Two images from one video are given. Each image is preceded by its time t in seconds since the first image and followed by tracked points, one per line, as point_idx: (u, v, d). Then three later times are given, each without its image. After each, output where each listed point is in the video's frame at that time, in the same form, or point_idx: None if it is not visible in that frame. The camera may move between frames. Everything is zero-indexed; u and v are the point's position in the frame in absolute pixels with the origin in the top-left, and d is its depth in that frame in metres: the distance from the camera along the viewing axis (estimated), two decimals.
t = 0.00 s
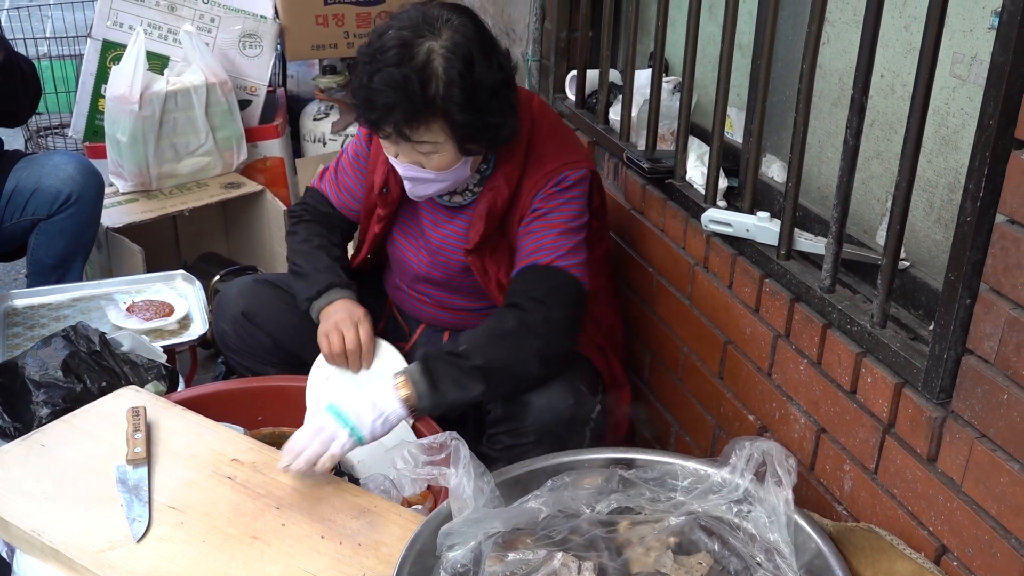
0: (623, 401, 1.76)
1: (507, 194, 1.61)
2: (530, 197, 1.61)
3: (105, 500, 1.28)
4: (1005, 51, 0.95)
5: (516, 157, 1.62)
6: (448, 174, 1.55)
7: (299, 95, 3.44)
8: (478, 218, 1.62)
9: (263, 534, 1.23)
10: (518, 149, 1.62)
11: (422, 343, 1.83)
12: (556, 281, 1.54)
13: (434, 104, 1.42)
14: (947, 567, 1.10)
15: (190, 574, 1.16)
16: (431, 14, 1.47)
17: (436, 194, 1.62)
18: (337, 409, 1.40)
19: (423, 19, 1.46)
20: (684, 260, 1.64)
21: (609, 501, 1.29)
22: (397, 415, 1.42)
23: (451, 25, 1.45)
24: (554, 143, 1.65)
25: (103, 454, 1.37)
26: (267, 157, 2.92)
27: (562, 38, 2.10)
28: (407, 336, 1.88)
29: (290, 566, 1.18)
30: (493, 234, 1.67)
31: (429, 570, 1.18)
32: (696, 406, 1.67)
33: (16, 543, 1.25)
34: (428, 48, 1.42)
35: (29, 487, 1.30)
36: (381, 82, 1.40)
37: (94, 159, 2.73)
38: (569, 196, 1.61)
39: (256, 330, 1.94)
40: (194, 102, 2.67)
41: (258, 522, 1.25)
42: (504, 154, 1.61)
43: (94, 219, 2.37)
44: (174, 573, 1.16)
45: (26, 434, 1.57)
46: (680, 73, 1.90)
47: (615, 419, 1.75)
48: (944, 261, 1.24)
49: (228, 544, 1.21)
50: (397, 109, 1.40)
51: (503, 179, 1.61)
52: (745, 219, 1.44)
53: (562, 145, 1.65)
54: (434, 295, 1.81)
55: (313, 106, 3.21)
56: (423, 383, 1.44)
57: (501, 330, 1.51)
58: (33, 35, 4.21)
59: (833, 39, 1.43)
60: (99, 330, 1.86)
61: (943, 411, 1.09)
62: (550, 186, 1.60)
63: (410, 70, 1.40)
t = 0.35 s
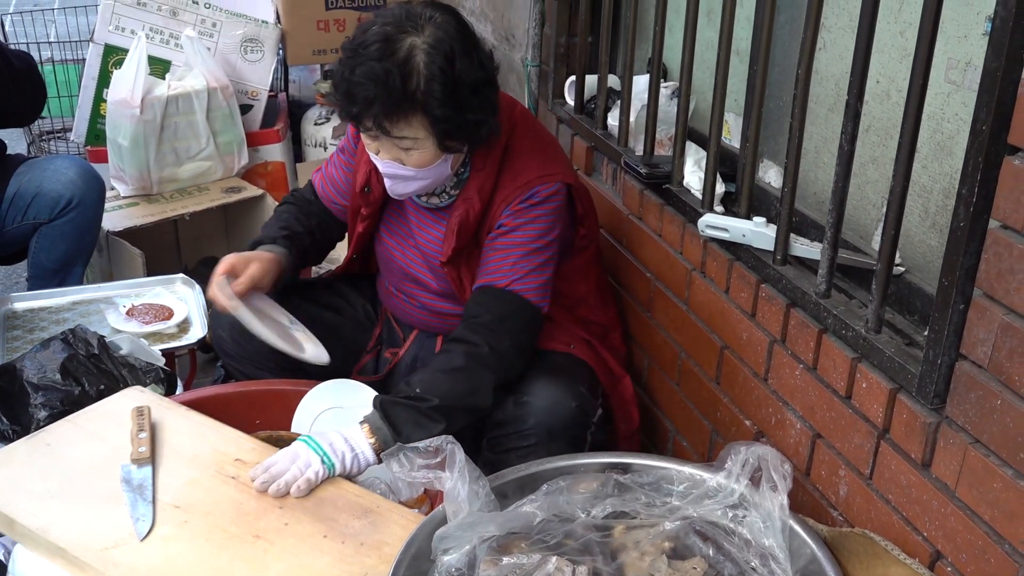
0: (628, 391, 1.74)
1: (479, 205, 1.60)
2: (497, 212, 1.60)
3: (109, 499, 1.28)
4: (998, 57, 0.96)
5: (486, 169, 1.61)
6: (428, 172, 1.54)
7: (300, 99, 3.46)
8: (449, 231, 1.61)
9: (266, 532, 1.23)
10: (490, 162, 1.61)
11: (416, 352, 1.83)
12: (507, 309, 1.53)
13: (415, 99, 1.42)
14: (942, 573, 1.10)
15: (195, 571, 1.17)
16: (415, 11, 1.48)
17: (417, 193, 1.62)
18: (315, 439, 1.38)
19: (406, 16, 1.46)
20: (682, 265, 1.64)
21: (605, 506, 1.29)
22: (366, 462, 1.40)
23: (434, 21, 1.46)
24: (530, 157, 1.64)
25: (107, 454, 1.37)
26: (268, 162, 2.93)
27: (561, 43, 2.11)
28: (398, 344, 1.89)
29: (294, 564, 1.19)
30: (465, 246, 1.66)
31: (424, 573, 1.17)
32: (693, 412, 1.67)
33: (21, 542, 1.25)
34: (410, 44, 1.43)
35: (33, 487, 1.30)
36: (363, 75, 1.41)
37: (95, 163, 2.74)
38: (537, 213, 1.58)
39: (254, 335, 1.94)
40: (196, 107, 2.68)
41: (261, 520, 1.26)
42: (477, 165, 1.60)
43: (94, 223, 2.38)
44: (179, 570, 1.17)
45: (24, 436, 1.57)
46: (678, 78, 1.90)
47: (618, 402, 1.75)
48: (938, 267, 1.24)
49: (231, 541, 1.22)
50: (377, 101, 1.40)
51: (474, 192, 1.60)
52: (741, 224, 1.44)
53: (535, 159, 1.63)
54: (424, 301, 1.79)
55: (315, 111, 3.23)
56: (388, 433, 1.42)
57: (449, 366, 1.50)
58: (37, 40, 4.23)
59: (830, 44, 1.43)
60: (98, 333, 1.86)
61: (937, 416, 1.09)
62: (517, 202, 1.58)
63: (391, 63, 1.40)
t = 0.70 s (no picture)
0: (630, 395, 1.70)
1: (480, 193, 1.59)
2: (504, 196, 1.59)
3: (193, 455, 1.37)
4: (1002, 63, 0.95)
5: (483, 155, 1.60)
6: (421, 167, 1.52)
7: (304, 102, 3.46)
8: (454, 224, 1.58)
9: (338, 489, 1.32)
10: (484, 148, 1.60)
11: (417, 355, 1.82)
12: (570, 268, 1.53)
13: (407, 89, 1.42)
14: None
15: (273, 520, 1.25)
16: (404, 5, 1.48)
17: (411, 191, 1.59)
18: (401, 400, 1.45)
19: (395, 9, 1.46)
20: (684, 270, 1.64)
21: (606, 513, 1.28)
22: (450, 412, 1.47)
23: (423, 14, 1.46)
24: (520, 138, 1.64)
25: (186, 416, 1.45)
26: (271, 165, 2.93)
27: (564, 47, 2.10)
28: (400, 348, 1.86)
29: (364, 516, 1.27)
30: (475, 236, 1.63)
31: None
32: (696, 418, 1.66)
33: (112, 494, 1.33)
34: (401, 36, 1.43)
35: (120, 443, 1.38)
36: (355, 67, 1.40)
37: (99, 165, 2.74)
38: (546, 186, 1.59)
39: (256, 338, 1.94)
40: (199, 109, 2.68)
41: (332, 478, 1.34)
42: (471, 153, 1.59)
43: (97, 226, 2.38)
44: (259, 520, 1.25)
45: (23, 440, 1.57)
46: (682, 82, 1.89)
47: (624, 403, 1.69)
48: (942, 274, 1.23)
49: (305, 497, 1.30)
50: (371, 92, 1.39)
51: (473, 180, 1.59)
52: (745, 230, 1.44)
53: (524, 142, 1.63)
54: (424, 305, 1.80)
55: (318, 114, 3.23)
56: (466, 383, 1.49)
57: (526, 324, 1.51)
58: (41, 41, 4.25)
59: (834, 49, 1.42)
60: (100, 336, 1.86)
61: (941, 424, 1.08)
62: (521, 181, 1.58)
63: (383, 53, 1.40)
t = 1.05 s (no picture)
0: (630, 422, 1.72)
1: (488, 234, 1.59)
2: (517, 234, 1.58)
3: (202, 463, 1.36)
4: None
5: (494, 194, 1.58)
6: (427, 211, 1.51)
7: (310, 106, 3.46)
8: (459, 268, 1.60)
9: (347, 499, 1.30)
10: (496, 186, 1.58)
11: (419, 370, 1.81)
12: (607, 302, 1.51)
13: (417, 134, 1.39)
14: None
15: (282, 531, 1.24)
16: (415, 48, 1.44)
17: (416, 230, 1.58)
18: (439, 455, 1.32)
19: (403, 49, 1.43)
20: (696, 278, 1.62)
21: (619, 524, 1.27)
22: (493, 472, 1.36)
23: (432, 54, 1.43)
24: (532, 172, 1.62)
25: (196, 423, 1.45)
26: (277, 169, 2.92)
27: (573, 52, 2.10)
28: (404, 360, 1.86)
29: (373, 528, 1.25)
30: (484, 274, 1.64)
31: None
32: (707, 426, 1.65)
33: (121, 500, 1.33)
34: (408, 76, 1.40)
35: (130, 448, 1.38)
36: (361, 108, 1.37)
37: (104, 169, 2.73)
38: (562, 221, 1.58)
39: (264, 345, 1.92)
40: (205, 113, 2.66)
41: (340, 488, 1.32)
42: (481, 193, 1.58)
43: (103, 230, 2.37)
44: (267, 530, 1.23)
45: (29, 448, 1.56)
46: (692, 88, 1.88)
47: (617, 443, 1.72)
48: (960, 284, 1.22)
49: (314, 506, 1.28)
50: (377, 135, 1.36)
51: (482, 221, 1.59)
52: (758, 238, 1.43)
53: (545, 177, 1.61)
54: (425, 332, 1.81)
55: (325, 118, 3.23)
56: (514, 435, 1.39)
57: (580, 367, 1.45)
58: (46, 45, 4.25)
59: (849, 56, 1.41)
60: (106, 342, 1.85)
61: (960, 437, 1.07)
62: (544, 218, 1.57)
63: (390, 95, 1.37)
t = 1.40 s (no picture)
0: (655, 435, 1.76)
1: (505, 304, 1.53)
2: (539, 297, 1.53)
3: (248, 457, 1.38)
4: None
5: (508, 263, 1.51)
6: (428, 275, 1.42)
7: (317, 107, 3.45)
8: (483, 343, 1.55)
9: (389, 494, 1.31)
10: (508, 254, 1.50)
11: (436, 396, 1.80)
12: (658, 351, 1.53)
13: (426, 204, 1.29)
14: None
15: (327, 525, 1.25)
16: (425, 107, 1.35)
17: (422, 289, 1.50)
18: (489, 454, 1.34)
19: (414, 108, 1.34)
20: (717, 279, 1.62)
21: (648, 529, 1.27)
22: (538, 482, 1.37)
23: (442, 117, 1.33)
24: (547, 227, 1.53)
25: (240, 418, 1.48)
26: (287, 170, 2.91)
27: (588, 52, 2.09)
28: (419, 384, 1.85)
29: (416, 523, 1.26)
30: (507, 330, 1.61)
31: None
32: (729, 427, 1.64)
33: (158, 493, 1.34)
34: (419, 138, 1.30)
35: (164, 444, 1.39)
36: (366, 170, 1.29)
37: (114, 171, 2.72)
38: (589, 281, 1.53)
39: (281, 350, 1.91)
40: (216, 114, 2.65)
41: (383, 483, 1.33)
42: (493, 264, 1.50)
43: (119, 233, 2.36)
44: (312, 524, 1.25)
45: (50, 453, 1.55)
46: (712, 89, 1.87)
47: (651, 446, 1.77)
48: (993, 287, 1.21)
49: (357, 500, 1.29)
50: (382, 202, 1.28)
51: (500, 288, 1.52)
52: (783, 240, 1.42)
53: (563, 229, 1.53)
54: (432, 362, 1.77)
55: (333, 118, 3.25)
56: (573, 453, 1.40)
57: (646, 405, 1.47)
58: (50, 45, 4.23)
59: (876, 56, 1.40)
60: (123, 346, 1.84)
61: (997, 441, 1.07)
62: (569, 280, 1.52)
63: (398, 160, 1.28)
